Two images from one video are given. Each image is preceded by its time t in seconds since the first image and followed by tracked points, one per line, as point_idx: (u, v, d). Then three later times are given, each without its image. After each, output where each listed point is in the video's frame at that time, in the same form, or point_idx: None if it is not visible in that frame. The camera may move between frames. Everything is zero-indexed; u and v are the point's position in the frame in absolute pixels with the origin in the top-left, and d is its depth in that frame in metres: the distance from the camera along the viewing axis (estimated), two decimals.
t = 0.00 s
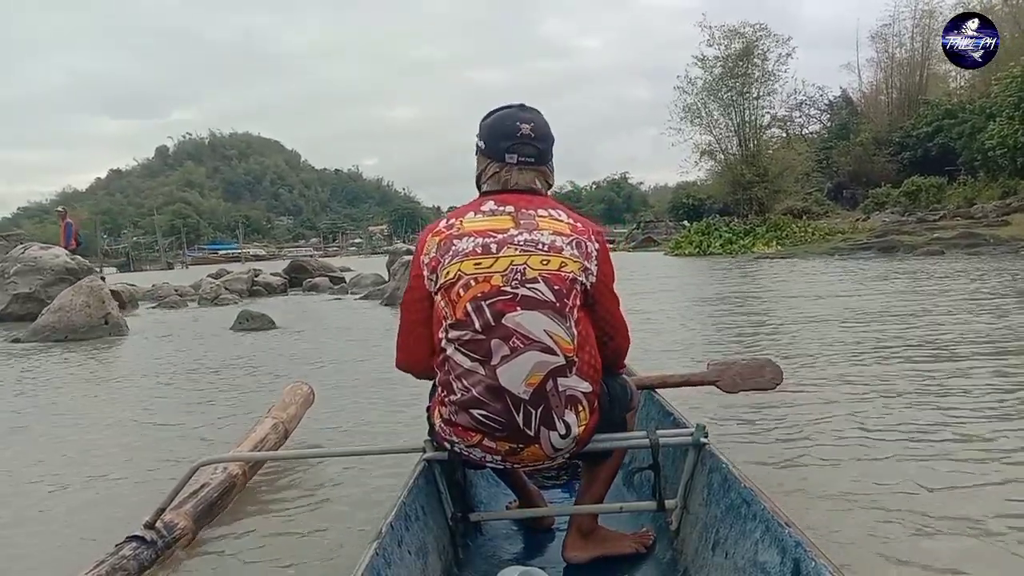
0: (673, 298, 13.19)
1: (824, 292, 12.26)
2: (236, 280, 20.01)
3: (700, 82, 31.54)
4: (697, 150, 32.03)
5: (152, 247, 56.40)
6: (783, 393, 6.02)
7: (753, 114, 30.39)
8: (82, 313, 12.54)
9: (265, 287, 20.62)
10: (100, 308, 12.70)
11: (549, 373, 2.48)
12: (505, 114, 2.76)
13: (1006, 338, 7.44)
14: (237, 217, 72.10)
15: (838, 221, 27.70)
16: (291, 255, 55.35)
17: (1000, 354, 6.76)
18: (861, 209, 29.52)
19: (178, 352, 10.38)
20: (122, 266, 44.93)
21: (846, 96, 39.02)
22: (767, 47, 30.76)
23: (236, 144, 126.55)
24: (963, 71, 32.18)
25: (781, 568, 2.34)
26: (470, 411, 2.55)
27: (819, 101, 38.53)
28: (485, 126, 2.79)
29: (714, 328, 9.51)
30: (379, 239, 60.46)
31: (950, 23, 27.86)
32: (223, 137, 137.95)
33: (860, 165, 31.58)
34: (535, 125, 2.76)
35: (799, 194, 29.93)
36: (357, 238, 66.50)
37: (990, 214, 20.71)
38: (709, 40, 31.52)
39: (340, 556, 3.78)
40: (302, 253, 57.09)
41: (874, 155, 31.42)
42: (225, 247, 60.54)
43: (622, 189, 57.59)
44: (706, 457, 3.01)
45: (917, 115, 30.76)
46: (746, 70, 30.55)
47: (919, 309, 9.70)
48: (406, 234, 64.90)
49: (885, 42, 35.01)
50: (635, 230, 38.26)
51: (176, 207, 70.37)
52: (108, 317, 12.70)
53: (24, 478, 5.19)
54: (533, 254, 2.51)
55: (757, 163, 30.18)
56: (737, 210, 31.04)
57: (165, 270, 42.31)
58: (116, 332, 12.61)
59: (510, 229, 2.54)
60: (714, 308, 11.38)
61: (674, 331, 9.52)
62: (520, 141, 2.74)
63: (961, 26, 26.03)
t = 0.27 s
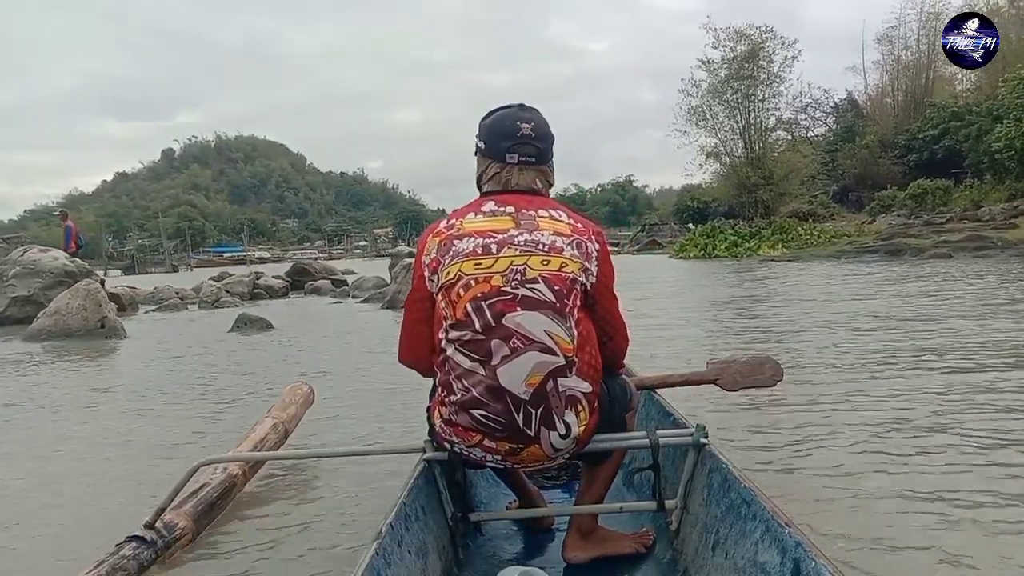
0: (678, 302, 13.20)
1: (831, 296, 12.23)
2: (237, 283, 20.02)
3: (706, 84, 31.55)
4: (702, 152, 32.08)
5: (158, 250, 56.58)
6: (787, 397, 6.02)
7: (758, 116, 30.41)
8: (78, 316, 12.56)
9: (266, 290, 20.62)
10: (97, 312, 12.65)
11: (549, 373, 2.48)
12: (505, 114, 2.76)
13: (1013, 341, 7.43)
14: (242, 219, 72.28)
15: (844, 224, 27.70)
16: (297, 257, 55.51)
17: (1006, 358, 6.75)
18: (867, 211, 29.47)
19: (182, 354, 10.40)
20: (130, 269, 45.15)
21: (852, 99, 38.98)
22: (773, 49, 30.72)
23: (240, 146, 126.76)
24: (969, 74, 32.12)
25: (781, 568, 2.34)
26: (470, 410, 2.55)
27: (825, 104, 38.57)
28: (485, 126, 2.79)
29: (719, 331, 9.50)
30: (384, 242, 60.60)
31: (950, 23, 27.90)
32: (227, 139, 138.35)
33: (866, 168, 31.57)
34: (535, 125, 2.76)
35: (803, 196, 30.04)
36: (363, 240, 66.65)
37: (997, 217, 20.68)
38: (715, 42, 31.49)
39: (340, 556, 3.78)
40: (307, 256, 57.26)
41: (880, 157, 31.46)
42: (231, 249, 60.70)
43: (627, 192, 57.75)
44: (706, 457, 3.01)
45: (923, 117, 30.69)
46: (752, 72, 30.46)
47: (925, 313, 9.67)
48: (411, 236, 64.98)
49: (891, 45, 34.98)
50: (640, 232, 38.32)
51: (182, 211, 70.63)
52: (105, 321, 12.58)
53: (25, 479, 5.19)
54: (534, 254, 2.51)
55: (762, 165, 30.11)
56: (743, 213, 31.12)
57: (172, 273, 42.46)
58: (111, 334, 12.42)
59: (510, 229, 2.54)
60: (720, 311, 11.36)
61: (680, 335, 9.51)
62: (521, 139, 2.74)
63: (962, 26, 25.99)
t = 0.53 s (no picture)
0: (683, 303, 13.20)
1: (838, 298, 12.18)
2: (237, 282, 20.00)
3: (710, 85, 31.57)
4: (706, 152, 32.12)
5: (162, 249, 56.66)
6: (790, 399, 6.01)
7: (763, 117, 30.41)
8: (73, 315, 12.57)
9: (267, 289, 20.61)
10: (92, 311, 12.60)
11: (549, 372, 2.48)
12: (504, 114, 2.76)
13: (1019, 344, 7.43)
14: (245, 219, 72.36)
15: (849, 225, 27.70)
16: (300, 257, 55.59)
17: (1010, 360, 6.75)
18: (872, 213, 29.48)
19: (184, 353, 10.39)
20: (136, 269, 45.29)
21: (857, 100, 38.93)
22: (778, 49, 30.76)
23: (243, 146, 126.84)
24: (975, 75, 32.10)
25: (781, 567, 2.34)
26: (470, 410, 2.54)
27: (830, 105, 38.64)
28: (484, 126, 2.79)
29: (724, 333, 9.47)
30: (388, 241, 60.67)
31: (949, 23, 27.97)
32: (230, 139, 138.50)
33: (871, 171, 31.95)
34: (534, 125, 2.75)
35: (808, 198, 29.98)
36: (367, 240, 66.75)
37: (1003, 219, 20.71)
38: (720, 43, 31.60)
39: (340, 555, 3.78)
40: (310, 255, 57.33)
41: (885, 159, 31.59)
42: (234, 249, 60.81)
43: (631, 193, 57.94)
44: (706, 457, 3.01)
45: (928, 119, 30.66)
46: (757, 72, 30.62)
47: (932, 315, 9.63)
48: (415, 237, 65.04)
49: (896, 46, 34.96)
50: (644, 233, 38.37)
51: (185, 210, 70.76)
52: (99, 320, 12.53)
53: (25, 478, 5.19)
54: (533, 254, 2.51)
55: (767, 166, 30.07)
56: (747, 214, 31.01)
57: (177, 272, 42.56)
58: (106, 334, 12.35)
59: (509, 229, 2.54)
60: (725, 313, 11.32)
61: (685, 336, 9.49)
62: (520, 139, 2.74)
63: (962, 27, 26.02)
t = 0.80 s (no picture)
0: (688, 302, 13.18)
1: (845, 297, 12.14)
2: (238, 281, 20.00)
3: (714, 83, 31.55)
4: (711, 150, 32.12)
5: (166, 247, 56.70)
6: (794, 398, 5.99)
7: (768, 115, 30.37)
8: (68, 314, 12.33)
9: (268, 288, 20.60)
10: (87, 311, 12.42)
11: (549, 373, 2.48)
12: (504, 114, 2.75)
13: None
14: (250, 218, 72.45)
15: (854, 224, 27.69)
16: (305, 255, 55.70)
17: (1016, 360, 6.73)
18: (877, 212, 29.44)
19: (187, 351, 10.40)
20: (142, 267, 45.48)
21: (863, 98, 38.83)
22: (784, 47, 30.62)
23: (246, 145, 126.90)
24: (981, 73, 32.03)
25: (781, 568, 2.34)
26: (470, 410, 2.55)
27: (835, 103, 38.57)
28: (483, 125, 2.79)
29: (729, 332, 9.45)
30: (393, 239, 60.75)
31: (949, 22, 28.00)
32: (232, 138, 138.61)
33: (875, 168, 31.63)
34: (534, 124, 2.75)
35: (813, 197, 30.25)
36: (371, 239, 66.80)
37: (1010, 217, 20.68)
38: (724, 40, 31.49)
39: (339, 555, 3.79)
40: (315, 254, 57.39)
41: (890, 157, 31.54)
42: (238, 247, 60.87)
43: (635, 191, 57.95)
44: (706, 457, 3.01)
45: (934, 116, 30.62)
46: (762, 70, 30.40)
47: (939, 315, 9.58)
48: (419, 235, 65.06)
49: (902, 43, 34.90)
50: (648, 231, 38.42)
51: (189, 209, 70.82)
52: (95, 320, 12.39)
53: (25, 477, 5.20)
54: (533, 254, 2.51)
55: (772, 165, 30.18)
56: (752, 213, 31.20)
57: (183, 270, 42.72)
58: (103, 334, 12.25)
59: (509, 229, 2.54)
60: (730, 312, 11.28)
61: (690, 335, 9.47)
62: (520, 139, 2.74)
63: (962, 26, 26.02)
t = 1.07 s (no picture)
0: (693, 302, 13.18)
1: (849, 298, 12.12)
2: (239, 282, 20.01)
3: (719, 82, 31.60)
4: (715, 150, 32.17)
5: (170, 247, 56.79)
6: (797, 400, 5.97)
7: (772, 114, 30.38)
8: (64, 316, 12.32)
9: (268, 289, 20.60)
10: (84, 312, 12.44)
11: (549, 373, 2.48)
12: (504, 114, 2.75)
13: None
14: (254, 218, 72.56)
15: (859, 224, 27.68)
16: (309, 255, 55.82)
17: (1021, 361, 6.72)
18: (881, 212, 29.42)
19: (189, 352, 10.40)
20: (147, 267, 45.61)
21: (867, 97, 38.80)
22: (788, 46, 30.71)
23: (249, 144, 126.97)
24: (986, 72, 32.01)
25: (781, 568, 2.34)
26: (471, 410, 2.54)
27: (840, 102, 38.58)
28: (483, 125, 2.78)
29: (733, 333, 9.43)
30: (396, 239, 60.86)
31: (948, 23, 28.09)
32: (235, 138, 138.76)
33: (880, 168, 31.48)
34: (534, 125, 2.75)
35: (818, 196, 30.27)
36: (375, 239, 66.90)
37: (1015, 217, 20.68)
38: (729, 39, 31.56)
39: (338, 555, 3.79)
40: (319, 254, 57.47)
41: (895, 157, 31.54)
42: (242, 248, 60.97)
43: (639, 191, 58.00)
44: (706, 457, 3.01)
45: (939, 116, 30.69)
46: (766, 70, 30.54)
47: (944, 316, 9.56)
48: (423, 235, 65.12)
49: (907, 43, 34.90)
50: (652, 232, 38.46)
51: (193, 210, 70.94)
52: (91, 322, 12.41)
53: (27, 477, 5.20)
54: (533, 254, 2.51)
55: (776, 164, 30.19)
56: (756, 212, 31.05)
57: (189, 270, 42.92)
58: (99, 335, 12.30)
59: (509, 229, 2.54)
60: (734, 313, 11.26)
61: (693, 336, 9.46)
62: (521, 140, 2.74)
63: (962, 26, 26.02)
